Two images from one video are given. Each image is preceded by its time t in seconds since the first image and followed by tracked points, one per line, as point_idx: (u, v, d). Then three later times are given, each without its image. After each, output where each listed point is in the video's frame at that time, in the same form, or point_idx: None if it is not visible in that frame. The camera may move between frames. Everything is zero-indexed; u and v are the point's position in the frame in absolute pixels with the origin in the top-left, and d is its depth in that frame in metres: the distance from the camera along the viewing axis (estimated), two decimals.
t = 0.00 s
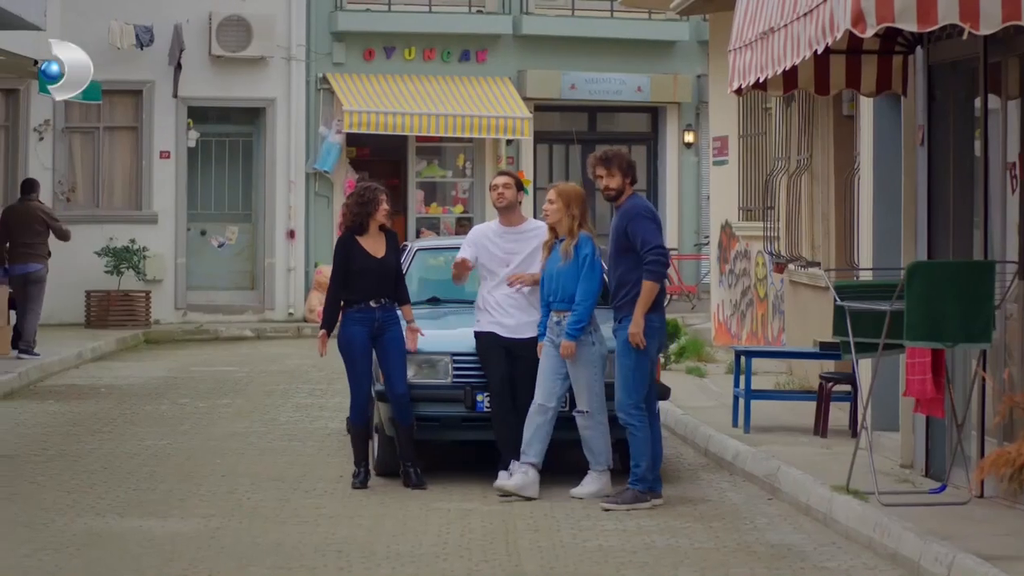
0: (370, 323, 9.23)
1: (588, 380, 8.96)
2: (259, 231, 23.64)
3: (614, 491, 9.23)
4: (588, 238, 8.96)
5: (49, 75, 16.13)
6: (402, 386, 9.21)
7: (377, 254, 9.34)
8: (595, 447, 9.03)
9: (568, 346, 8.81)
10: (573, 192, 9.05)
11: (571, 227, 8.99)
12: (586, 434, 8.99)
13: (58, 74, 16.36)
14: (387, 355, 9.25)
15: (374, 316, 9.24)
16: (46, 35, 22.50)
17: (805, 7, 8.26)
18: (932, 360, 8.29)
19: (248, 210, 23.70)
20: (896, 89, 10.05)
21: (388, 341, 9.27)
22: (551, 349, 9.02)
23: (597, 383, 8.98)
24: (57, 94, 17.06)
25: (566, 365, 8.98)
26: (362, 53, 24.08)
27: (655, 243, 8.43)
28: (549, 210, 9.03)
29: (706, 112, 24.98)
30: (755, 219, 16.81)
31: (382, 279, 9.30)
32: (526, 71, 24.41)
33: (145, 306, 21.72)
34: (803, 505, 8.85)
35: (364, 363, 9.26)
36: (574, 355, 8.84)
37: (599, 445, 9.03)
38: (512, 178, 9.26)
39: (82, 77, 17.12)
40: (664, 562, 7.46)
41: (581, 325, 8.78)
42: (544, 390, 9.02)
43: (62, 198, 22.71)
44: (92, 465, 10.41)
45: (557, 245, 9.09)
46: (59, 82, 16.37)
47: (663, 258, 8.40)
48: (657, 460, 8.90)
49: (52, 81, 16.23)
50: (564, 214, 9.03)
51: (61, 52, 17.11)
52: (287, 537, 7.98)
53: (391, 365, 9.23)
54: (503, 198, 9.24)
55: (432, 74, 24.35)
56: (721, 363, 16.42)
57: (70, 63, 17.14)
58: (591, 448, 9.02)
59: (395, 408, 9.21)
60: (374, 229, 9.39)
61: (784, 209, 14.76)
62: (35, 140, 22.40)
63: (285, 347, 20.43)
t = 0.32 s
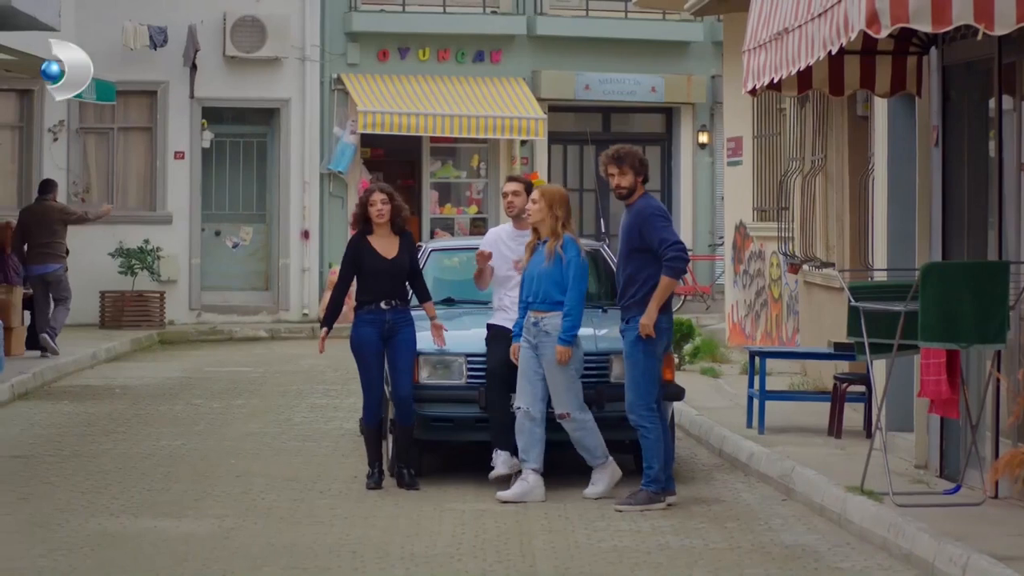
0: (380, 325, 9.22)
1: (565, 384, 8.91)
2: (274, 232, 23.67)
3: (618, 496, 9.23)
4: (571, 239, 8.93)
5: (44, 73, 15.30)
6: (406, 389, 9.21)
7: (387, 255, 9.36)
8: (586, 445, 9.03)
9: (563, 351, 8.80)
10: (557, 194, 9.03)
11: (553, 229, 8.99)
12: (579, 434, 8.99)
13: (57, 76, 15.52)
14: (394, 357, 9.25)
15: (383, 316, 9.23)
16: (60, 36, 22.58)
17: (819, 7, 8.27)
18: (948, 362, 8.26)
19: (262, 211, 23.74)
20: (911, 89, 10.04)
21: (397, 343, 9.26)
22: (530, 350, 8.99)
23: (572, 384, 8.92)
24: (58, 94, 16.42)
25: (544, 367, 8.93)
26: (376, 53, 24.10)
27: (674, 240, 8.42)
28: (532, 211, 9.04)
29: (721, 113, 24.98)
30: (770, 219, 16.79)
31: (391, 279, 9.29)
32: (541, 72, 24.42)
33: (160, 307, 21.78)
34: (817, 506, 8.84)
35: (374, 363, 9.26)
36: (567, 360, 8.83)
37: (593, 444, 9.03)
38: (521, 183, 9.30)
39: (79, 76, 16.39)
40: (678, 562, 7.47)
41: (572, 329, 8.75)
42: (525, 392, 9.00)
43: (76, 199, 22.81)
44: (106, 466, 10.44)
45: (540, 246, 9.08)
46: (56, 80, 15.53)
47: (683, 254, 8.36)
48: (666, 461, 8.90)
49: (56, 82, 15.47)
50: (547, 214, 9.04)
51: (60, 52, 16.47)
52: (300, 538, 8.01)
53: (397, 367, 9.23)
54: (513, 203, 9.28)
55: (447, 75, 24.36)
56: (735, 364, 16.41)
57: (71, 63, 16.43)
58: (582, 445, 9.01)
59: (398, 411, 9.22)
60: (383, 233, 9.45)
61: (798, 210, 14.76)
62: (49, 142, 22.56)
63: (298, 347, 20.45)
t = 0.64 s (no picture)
0: (388, 328, 9.23)
1: (546, 380, 8.84)
2: (290, 233, 23.73)
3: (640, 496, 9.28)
4: (558, 239, 8.96)
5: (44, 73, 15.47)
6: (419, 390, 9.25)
7: (394, 257, 9.37)
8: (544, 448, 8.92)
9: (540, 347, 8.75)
10: (543, 195, 9.01)
11: (540, 231, 8.94)
12: (542, 435, 8.88)
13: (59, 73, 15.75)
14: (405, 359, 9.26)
15: (392, 318, 9.23)
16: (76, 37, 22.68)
17: (835, 8, 8.28)
18: (963, 362, 8.26)
19: (278, 211, 23.80)
20: (927, 89, 10.05)
21: (405, 346, 9.25)
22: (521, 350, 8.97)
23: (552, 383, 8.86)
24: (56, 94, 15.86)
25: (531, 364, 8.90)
26: (392, 54, 24.12)
27: (691, 243, 8.42)
28: (517, 210, 8.98)
29: (737, 113, 24.96)
30: (786, 220, 16.77)
31: (399, 281, 9.29)
32: (557, 73, 24.44)
33: (176, 307, 21.84)
34: (834, 507, 8.84)
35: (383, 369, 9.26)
36: (548, 355, 8.77)
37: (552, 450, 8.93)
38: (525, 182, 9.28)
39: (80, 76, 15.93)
40: (693, 563, 7.47)
41: (558, 326, 8.74)
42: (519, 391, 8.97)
43: (92, 199, 22.91)
44: (122, 467, 10.47)
45: (527, 249, 9.05)
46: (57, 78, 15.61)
47: (700, 258, 8.36)
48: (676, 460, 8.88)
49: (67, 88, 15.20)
50: (532, 216, 8.98)
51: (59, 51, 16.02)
52: (317, 538, 8.04)
53: (409, 369, 9.26)
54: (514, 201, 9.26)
55: (463, 76, 24.38)
56: (751, 365, 16.40)
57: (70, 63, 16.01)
58: (540, 445, 8.90)
59: (412, 412, 9.27)
60: (394, 233, 9.46)
61: (814, 212, 14.74)
62: (65, 142, 22.65)
63: (314, 348, 20.48)
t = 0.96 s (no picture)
0: (372, 358, 9.32)
1: (549, 385, 8.79)
2: (308, 234, 23.79)
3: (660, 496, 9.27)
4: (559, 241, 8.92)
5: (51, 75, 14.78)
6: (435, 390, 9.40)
7: (366, 299, 9.29)
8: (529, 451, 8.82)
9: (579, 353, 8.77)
10: (542, 194, 8.96)
11: (541, 233, 8.90)
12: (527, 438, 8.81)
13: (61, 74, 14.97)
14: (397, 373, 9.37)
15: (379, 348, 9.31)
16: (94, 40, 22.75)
17: (853, 9, 8.28)
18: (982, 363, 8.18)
19: (296, 213, 23.87)
20: (946, 91, 10.03)
21: (396, 367, 9.33)
22: (519, 354, 8.91)
23: (547, 386, 8.80)
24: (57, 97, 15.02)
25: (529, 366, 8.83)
26: (410, 56, 24.14)
27: (707, 241, 8.41)
28: (517, 213, 8.93)
29: (754, 115, 24.94)
30: (803, 221, 16.74)
31: (375, 322, 9.28)
32: (574, 74, 24.44)
33: (194, 309, 21.91)
34: (851, 508, 8.83)
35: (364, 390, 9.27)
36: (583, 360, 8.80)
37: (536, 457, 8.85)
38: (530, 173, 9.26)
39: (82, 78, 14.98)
40: (711, 565, 7.48)
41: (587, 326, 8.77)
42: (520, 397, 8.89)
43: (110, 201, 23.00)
44: (139, 468, 10.50)
45: (525, 249, 9.00)
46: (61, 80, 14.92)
47: (717, 254, 8.37)
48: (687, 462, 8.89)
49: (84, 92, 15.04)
50: (532, 217, 8.94)
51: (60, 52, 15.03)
52: (335, 539, 8.08)
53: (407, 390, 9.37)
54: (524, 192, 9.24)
55: (481, 77, 24.39)
56: (769, 366, 16.39)
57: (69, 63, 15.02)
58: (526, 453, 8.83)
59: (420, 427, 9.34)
60: (369, 272, 9.32)
61: (832, 213, 14.72)
62: (84, 143, 22.76)
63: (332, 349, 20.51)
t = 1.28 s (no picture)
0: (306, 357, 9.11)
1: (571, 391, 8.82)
2: (346, 235, 23.94)
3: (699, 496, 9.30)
4: (577, 244, 8.91)
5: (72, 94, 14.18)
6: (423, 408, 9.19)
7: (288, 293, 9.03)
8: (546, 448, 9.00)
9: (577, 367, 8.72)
10: (563, 196, 8.99)
11: (561, 235, 8.92)
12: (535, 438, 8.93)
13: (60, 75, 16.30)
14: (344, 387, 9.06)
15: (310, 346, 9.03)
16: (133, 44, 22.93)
17: (891, 11, 8.30)
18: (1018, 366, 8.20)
19: (334, 215, 24.02)
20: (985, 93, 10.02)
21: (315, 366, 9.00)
22: (536, 356, 8.94)
23: (575, 391, 8.83)
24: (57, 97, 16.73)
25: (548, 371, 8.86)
26: (448, 57, 24.12)
27: (746, 240, 8.45)
28: (539, 215, 8.96)
29: (793, 117, 24.91)
30: (842, 223, 16.71)
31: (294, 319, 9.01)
32: (613, 76, 24.46)
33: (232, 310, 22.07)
34: (890, 510, 8.83)
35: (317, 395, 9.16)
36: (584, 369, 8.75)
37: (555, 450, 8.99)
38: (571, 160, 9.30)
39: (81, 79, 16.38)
40: (749, 566, 7.50)
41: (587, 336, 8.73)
42: (530, 400, 8.90)
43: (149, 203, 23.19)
44: (178, 470, 10.60)
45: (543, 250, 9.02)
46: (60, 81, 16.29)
47: (757, 253, 8.39)
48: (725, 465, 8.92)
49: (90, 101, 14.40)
50: (553, 219, 8.97)
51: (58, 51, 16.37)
52: (375, 541, 8.13)
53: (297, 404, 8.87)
54: (563, 181, 9.25)
55: (519, 79, 24.41)
56: (807, 368, 16.37)
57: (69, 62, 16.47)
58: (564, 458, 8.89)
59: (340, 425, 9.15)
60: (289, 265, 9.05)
61: (870, 216, 14.68)
62: (122, 145, 22.95)
63: (370, 351, 20.61)
